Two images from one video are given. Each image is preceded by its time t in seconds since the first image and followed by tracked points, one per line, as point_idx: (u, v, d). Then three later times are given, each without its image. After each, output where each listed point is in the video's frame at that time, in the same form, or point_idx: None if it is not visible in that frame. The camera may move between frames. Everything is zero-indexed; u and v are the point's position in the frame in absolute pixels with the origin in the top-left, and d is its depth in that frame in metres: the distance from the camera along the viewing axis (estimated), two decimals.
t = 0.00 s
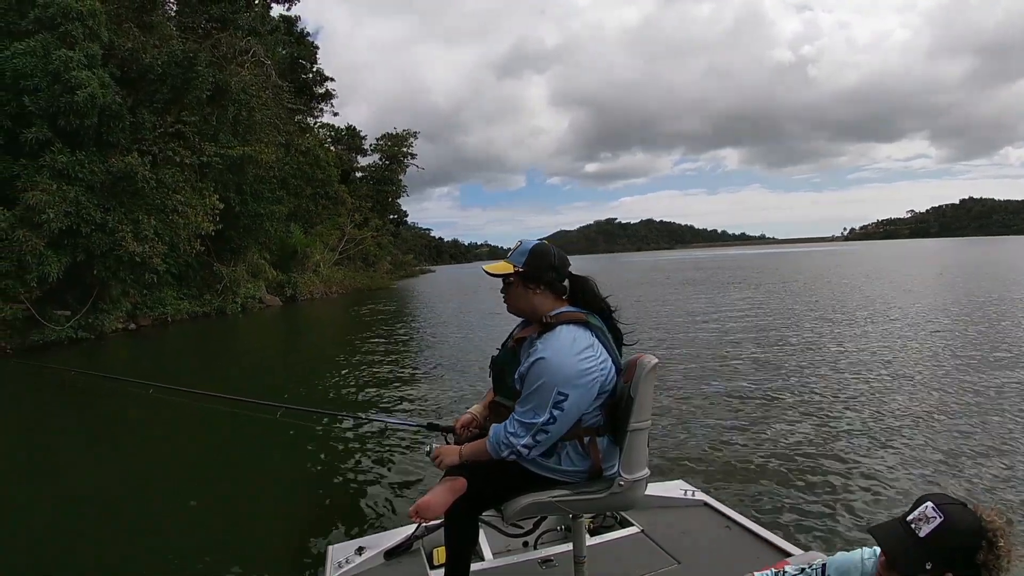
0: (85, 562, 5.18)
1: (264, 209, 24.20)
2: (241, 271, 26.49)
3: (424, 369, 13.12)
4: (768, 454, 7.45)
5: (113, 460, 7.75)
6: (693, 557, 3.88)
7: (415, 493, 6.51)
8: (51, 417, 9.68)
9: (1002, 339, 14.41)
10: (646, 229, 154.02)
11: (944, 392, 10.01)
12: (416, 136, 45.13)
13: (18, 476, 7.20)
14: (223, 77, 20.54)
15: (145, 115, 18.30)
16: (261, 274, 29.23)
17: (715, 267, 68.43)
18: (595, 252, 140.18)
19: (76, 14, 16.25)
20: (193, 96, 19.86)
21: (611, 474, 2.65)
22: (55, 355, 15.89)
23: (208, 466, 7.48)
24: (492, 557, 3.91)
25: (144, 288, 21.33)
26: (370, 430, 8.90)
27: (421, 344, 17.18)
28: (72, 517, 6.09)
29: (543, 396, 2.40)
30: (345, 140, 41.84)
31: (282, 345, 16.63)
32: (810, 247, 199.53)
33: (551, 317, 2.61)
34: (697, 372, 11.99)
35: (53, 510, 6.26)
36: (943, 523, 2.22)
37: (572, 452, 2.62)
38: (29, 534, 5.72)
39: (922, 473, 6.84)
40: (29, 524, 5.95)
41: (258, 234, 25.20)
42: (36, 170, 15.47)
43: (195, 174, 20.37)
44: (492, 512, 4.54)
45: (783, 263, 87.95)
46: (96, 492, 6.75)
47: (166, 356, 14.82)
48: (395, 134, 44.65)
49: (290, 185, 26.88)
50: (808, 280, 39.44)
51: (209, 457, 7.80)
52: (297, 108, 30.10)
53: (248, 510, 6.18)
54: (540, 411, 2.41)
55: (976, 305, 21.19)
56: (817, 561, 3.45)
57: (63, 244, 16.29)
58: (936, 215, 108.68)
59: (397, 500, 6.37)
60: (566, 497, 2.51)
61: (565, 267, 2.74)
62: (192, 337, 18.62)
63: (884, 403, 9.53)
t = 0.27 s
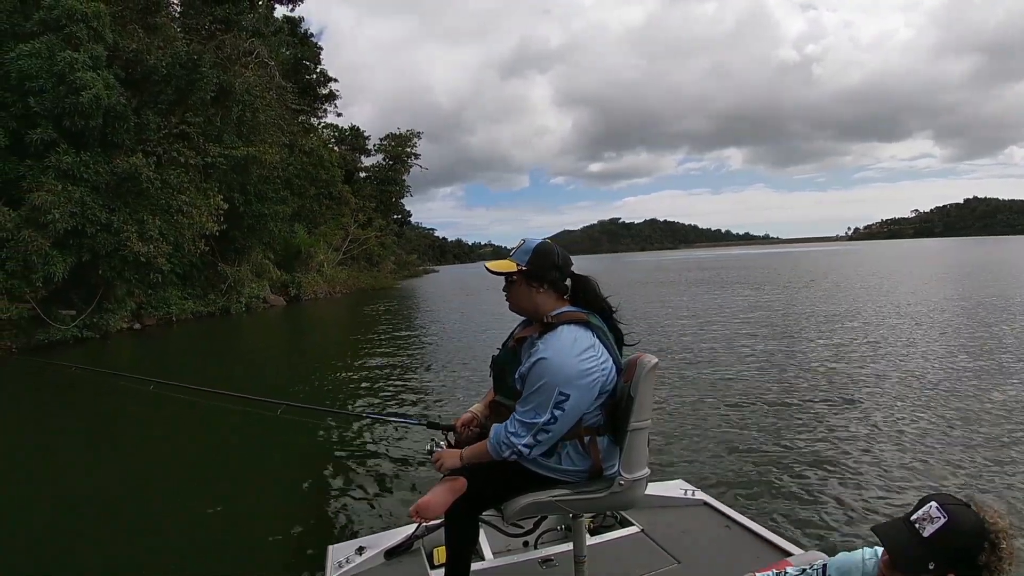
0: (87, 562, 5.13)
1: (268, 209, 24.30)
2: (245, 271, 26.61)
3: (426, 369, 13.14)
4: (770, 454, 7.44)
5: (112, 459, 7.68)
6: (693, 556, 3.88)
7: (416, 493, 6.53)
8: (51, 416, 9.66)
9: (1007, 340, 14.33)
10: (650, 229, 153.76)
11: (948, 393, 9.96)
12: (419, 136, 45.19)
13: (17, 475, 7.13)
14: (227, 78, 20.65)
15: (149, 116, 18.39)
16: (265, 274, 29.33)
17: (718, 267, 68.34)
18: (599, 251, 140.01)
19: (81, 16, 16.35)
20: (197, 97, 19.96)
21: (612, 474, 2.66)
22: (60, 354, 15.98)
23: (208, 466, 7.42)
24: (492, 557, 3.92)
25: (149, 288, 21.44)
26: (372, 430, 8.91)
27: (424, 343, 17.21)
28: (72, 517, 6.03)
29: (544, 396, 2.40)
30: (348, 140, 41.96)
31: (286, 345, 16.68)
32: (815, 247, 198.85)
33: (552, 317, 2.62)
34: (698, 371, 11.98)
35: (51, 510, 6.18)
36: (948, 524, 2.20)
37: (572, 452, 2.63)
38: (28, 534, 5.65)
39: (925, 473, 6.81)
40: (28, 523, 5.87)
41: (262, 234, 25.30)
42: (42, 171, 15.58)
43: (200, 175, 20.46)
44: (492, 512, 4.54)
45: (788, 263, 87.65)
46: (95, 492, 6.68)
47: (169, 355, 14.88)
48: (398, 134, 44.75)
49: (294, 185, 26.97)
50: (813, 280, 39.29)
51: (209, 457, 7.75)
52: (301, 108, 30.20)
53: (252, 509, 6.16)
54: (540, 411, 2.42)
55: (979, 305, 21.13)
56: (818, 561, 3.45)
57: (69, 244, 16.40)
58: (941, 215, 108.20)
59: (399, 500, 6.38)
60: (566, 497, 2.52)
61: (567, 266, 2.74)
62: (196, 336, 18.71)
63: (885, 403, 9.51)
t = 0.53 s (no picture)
0: (88, 562, 5.16)
1: (272, 209, 24.40)
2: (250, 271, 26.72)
3: (428, 369, 13.17)
4: (772, 454, 7.42)
5: (112, 459, 7.72)
6: (693, 556, 3.88)
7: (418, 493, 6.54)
8: (55, 416, 9.72)
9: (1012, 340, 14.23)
10: (654, 229, 153.51)
11: (952, 393, 9.91)
12: (423, 136, 45.24)
13: (17, 475, 7.18)
14: (231, 79, 20.77)
15: (154, 117, 18.49)
16: (269, 274, 29.45)
17: (723, 267, 68.15)
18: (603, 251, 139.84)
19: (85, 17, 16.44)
20: (201, 98, 20.05)
21: (612, 474, 2.66)
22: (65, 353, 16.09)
23: (208, 466, 7.45)
24: (492, 557, 3.93)
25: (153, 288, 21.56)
26: (374, 430, 8.94)
27: (427, 343, 17.25)
28: (72, 517, 6.06)
29: (543, 395, 2.41)
30: (352, 140, 42.06)
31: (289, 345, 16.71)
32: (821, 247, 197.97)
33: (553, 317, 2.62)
34: (700, 372, 11.96)
35: (51, 511, 6.21)
36: (950, 522, 2.20)
37: (571, 451, 2.63)
38: (28, 534, 5.69)
39: (928, 474, 6.79)
40: (29, 524, 5.90)
41: (266, 234, 25.40)
42: (47, 172, 15.69)
43: (204, 175, 20.55)
44: (491, 512, 4.56)
45: (792, 263, 87.31)
46: (96, 492, 6.71)
47: (173, 355, 14.95)
48: (402, 134, 44.82)
49: (298, 185, 27.06)
50: (818, 280, 39.12)
51: (210, 457, 7.78)
52: (304, 109, 30.30)
53: (253, 509, 6.19)
54: (539, 411, 2.42)
55: (984, 305, 21.02)
56: (818, 562, 3.44)
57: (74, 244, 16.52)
58: (947, 215, 107.59)
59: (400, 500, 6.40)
60: (566, 497, 2.52)
61: (569, 266, 2.75)
62: (201, 336, 18.79)
63: (888, 403, 9.47)
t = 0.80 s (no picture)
0: (89, 562, 5.19)
1: (275, 209, 24.47)
2: (253, 271, 26.80)
3: (431, 368, 13.19)
4: (774, 454, 7.41)
5: (113, 459, 7.76)
6: (693, 557, 3.88)
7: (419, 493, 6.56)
8: (57, 416, 9.76)
9: (1017, 340, 14.15)
10: (658, 229, 153.25)
11: (956, 394, 9.86)
12: (426, 136, 45.28)
13: (17, 475, 7.23)
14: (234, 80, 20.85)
15: (158, 119, 18.58)
16: (273, 274, 29.55)
17: (726, 267, 68.02)
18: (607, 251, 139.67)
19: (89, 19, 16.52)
20: (205, 99, 20.14)
21: (612, 474, 2.67)
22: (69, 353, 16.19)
23: (208, 466, 7.48)
24: (492, 557, 3.94)
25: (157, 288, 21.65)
26: (376, 429, 8.97)
27: (430, 343, 17.28)
28: (72, 517, 6.09)
29: (540, 396, 2.42)
30: (355, 141, 42.13)
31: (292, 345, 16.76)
32: (825, 246, 197.28)
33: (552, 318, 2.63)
34: (702, 372, 11.94)
35: (51, 511, 6.25)
36: (950, 525, 2.20)
37: (571, 452, 2.63)
38: (29, 534, 5.73)
39: (931, 475, 6.77)
40: (29, 524, 5.94)
41: (269, 235, 25.48)
42: (52, 173, 15.79)
43: (208, 176, 20.64)
44: (492, 512, 4.57)
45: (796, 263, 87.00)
46: (97, 492, 6.75)
47: (177, 355, 15.01)
48: (405, 135, 44.89)
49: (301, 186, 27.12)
50: (822, 280, 38.95)
51: (210, 457, 7.81)
52: (308, 109, 30.37)
53: (255, 509, 6.22)
54: (536, 412, 2.43)
55: (987, 305, 20.95)
56: (819, 562, 3.44)
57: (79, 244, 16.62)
58: (952, 214, 107.11)
59: (402, 500, 6.42)
60: (566, 497, 2.53)
61: (569, 266, 2.76)
62: (205, 336, 18.86)
63: (890, 403, 9.44)
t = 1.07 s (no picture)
0: (89, 562, 5.21)
1: (278, 209, 24.54)
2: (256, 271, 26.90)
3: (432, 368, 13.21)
4: (776, 454, 7.40)
5: (112, 459, 7.79)
6: (694, 557, 3.88)
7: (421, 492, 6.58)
8: (57, 416, 9.81)
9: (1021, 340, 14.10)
10: (661, 228, 153.05)
11: (960, 394, 9.83)
12: (429, 136, 45.33)
13: (17, 475, 7.27)
14: (237, 81, 20.92)
15: (162, 119, 18.63)
16: (276, 274, 29.63)
17: (729, 266, 67.90)
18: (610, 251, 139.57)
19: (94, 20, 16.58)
20: (208, 99, 20.21)
21: (613, 475, 2.67)
22: (73, 352, 16.27)
23: (208, 466, 7.51)
24: (493, 557, 3.95)
25: (161, 288, 21.72)
26: (376, 429, 9.00)
27: (432, 343, 17.31)
28: (72, 517, 6.12)
29: (540, 396, 2.42)
30: (358, 140, 42.19)
31: (295, 344, 16.82)
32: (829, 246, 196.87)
33: (552, 318, 2.63)
34: (705, 371, 11.93)
35: (51, 511, 6.28)
36: (953, 524, 2.19)
37: (572, 453, 2.64)
38: (30, 534, 5.76)
39: (934, 474, 6.75)
40: (30, 524, 5.97)
41: (273, 235, 25.55)
42: (57, 174, 15.87)
43: (211, 176, 20.71)
44: (493, 512, 4.57)
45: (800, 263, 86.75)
46: (97, 492, 6.77)
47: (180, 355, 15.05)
48: (408, 135, 44.95)
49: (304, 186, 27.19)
50: (826, 279, 38.84)
51: (210, 457, 7.83)
52: (311, 110, 30.44)
53: (255, 509, 6.24)
54: (536, 412, 2.43)
55: (991, 305, 20.87)
56: (819, 562, 3.44)
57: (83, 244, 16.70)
58: (956, 213, 106.61)
59: (403, 500, 6.44)
60: (567, 498, 2.54)
61: (570, 266, 2.76)
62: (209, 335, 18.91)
63: (892, 403, 9.42)
